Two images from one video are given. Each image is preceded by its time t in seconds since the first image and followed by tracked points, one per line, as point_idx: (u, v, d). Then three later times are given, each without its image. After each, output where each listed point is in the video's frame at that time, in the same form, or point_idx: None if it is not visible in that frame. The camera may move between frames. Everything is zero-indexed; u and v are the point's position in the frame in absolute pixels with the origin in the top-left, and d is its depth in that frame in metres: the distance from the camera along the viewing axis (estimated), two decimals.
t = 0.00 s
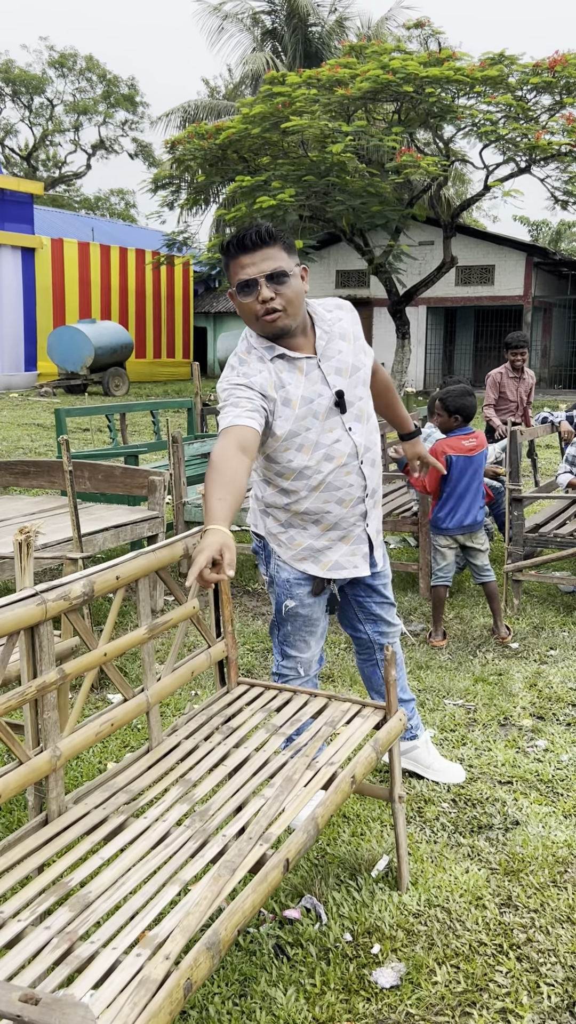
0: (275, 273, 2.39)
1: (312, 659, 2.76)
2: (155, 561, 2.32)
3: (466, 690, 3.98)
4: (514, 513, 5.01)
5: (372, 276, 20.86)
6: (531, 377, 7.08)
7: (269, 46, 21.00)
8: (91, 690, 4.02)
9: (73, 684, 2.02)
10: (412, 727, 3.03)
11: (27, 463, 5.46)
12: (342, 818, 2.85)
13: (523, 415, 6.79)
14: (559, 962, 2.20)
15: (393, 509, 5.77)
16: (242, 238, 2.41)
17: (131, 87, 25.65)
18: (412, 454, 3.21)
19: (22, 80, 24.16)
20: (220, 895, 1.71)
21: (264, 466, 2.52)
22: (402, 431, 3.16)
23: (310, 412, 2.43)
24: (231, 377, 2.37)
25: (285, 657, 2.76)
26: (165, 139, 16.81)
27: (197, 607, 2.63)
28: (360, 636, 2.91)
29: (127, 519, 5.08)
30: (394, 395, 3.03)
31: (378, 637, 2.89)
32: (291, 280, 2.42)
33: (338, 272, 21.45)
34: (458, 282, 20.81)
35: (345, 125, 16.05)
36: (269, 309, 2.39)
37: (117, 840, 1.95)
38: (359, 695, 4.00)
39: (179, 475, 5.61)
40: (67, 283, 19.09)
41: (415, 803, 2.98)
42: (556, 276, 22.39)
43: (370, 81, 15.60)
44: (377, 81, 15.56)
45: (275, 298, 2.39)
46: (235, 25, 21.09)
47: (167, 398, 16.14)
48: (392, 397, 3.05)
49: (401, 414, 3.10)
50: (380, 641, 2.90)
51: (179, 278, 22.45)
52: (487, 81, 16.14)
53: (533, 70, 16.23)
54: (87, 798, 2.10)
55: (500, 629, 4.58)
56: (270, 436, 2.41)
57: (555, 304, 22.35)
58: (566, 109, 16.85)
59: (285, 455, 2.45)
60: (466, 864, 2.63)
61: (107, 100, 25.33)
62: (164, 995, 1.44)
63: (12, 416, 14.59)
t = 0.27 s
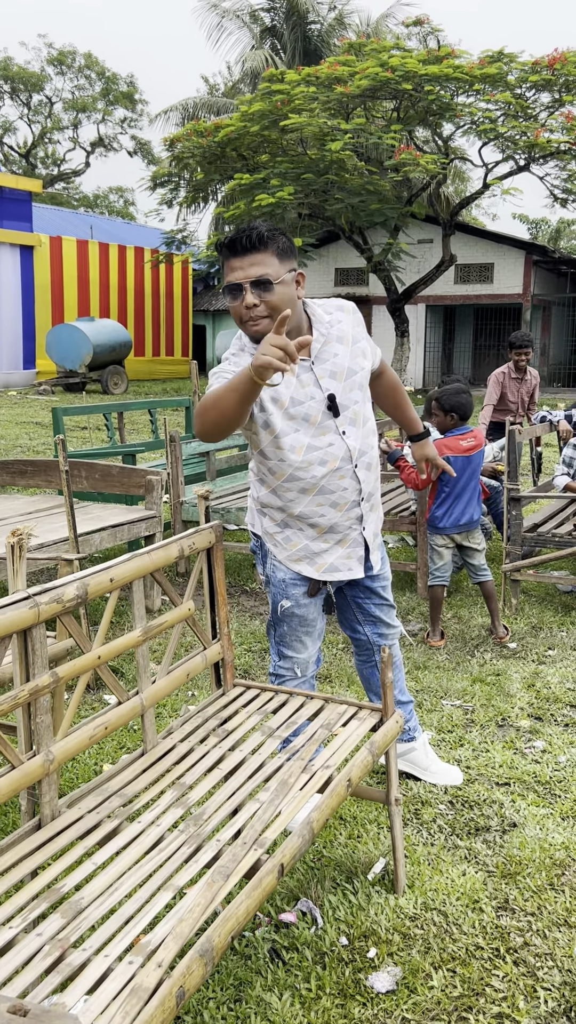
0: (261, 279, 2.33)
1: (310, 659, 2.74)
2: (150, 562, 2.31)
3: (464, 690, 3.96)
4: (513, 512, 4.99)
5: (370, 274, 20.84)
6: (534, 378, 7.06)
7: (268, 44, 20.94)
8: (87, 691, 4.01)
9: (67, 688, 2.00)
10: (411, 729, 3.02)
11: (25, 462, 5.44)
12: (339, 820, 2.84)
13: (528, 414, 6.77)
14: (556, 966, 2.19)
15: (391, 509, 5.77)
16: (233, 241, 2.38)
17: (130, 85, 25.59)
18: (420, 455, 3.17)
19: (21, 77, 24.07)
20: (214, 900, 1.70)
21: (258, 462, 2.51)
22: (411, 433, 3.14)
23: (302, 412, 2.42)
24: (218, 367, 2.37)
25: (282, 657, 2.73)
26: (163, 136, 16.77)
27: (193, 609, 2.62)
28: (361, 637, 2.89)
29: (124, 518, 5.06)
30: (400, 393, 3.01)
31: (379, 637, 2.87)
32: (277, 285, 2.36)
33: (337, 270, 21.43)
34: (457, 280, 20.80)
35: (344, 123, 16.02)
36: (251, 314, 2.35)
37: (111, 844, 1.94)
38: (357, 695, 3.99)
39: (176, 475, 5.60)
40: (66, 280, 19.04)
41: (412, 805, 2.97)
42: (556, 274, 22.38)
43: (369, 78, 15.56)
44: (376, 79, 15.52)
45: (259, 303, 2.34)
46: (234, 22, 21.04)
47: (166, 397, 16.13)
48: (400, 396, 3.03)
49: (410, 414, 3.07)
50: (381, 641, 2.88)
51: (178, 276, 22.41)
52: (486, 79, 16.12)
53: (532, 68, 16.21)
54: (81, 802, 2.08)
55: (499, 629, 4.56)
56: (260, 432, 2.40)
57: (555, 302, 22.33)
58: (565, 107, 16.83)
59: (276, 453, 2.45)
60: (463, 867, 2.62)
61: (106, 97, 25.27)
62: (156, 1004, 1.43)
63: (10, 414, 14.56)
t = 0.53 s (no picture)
0: (284, 264, 2.36)
1: (307, 659, 2.74)
2: (145, 563, 2.31)
3: (460, 690, 3.96)
4: (509, 512, 4.99)
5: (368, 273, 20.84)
6: (530, 377, 7.05)
7: (266, 43, 20.93)
8: (83, 691, 4.01)
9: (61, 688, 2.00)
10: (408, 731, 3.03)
11: (21, 461, 5.43)
12: (335, 821, 2.84)
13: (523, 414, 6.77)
14: (551, 967, 2.19)
15: (388, 509, 5.77)
16: (250, 230, 2.38)
17: (128, 83, 25.57)
18: (420, 467, 3.18)
19: (18, 75, 24.03)
20: (208, 902, 1.70)
21: (258, 450, 2.50)
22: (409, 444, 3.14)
23: (307, 402, 2.43)
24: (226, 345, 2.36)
25: (279, 658, 2.73)
26: (161, 135, 16.75)
27: (189, 609, 2.62)
28: (358, 638, 2.89)
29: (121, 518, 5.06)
30: (396, 398, 3.00)
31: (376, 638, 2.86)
32: (298, 272, 2.39)
33: (335, 269, 21.43)
34: (454, 280, 20.80)
35: (342, 122, 16.02)
36: (275, 300, 2.35)
37: (106, 845, 1.94)
38: (354, 695, 3.99)
39: (173, 474, 5.60)
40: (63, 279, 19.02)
41: (408, 805, 2.97)
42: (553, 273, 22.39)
43: (367, 78, 15.56)
44: (373, 78, 15.52)
45: (283, 289, 2.36)
46: (232, 20, 21.01)
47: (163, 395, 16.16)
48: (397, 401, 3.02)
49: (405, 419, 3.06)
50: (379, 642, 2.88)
51: (176, 275, 22.40)
52: (483, 78, 16.12)
53: (529, 67, 16.22)
54: (77, 803, 2.08)
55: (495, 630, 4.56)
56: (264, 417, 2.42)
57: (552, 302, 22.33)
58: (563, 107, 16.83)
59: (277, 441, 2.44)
60: (458, 867, 2.62)
61: (104, 96, 25.24)
62: (149, 1005, 1.43)
63: (7, 413, 14.55)
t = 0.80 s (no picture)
0: (290, 259, 2.41)
1: (300, 657, 2.74)
2: (138, 562, 2.31)
3: (455, 689, 3.97)
4: (504, 511, 5.00)
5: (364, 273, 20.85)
6: (520, 379, 7.06)
7: (262, 43, 20.93)
8: (78, 690, 4.00)
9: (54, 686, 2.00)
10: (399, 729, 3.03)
11: (16, 460, 5.42)
12: (329, 818, 2.85)
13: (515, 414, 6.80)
14: (543, 963, 2.20)
15: (383, 508, 5.78)
16: (260, 224, 2.44)
17: (124, 83, 25.55)
18: (397, 472, 3.20)
19: (14, 74, 24.00)
20: (199, 900, 1.71)
21: (255, 455, 2.49)
22: (394, 446, 3.16)
23: (307, 404, 2.44)
24: (229, 347, 2.39)
25: (272, 655, 2.73)
26: (157, 135, 16.76)
27: (182, 608, 2.62)
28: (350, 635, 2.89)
29: (115, 517, 5.05)
30: (387, 402, 3.02)
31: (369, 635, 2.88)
32: (304, 269, 2.45)
33: (331, 269, 21.44)
34: (451, 279, 20.82)
35: (338, 122, 16.04)
36: (280, 292, 2.40)
37: (98, 842, 1.95)
38: (348, 694, 3.99)
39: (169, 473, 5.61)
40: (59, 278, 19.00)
41: (402, 804, 2.97)
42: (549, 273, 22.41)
43: (363, 78, 15.57)
44: (369, 78, 15.55)
45: (288, 283, 2.41)
46: (229, 20, 21.01)
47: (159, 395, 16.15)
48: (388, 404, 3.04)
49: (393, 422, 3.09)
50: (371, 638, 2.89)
51: (172, 275, 22.40)
52: (479, 78, 16.14)
53: (525, 67, 16.25)
54: (69, 801, 2.08)
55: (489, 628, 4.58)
56: (263, 420, 2.41)
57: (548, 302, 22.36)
58: (559, 107, 16.87)
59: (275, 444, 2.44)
60: (452, 864, 2.63)
61: (100, 96, 25.22)
62: (141, 1000, 1.44)
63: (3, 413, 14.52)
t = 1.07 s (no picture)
0: (281, 261, 2.38)
1: (294, 655, 2.75)
2: (132, 561, 2.31)
3: (449, 688, 3.98)
4: (499, 512, 5.00)
5: (360, 273, 20.88)
6: (512, 381, 7.08)
7: (258, 43, 20.93)
8: (72, 690, 4.00)
9: (48, 685, 2.01)
10: (393, 727, 3.04)
11: (10, 461, 5.41)
12: (323, 817, 2.86)
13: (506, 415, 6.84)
14: (536, 961, 2.21)
15: (377, 508, 5.79)
16: (262, 221, 2.42)
17: (120, 84, 25.54)
18: (408, 471, 3.20)
19: (9, 75, 23.96)
20: (193, 898, 1.71)
21: (249, 446, 2.50)
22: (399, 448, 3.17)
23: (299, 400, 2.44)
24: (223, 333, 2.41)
25: (267, 653, 2.74)
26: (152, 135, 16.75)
27: (176, 607, 2.63)
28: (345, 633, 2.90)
29: (110, 518, 5.05)
30: (386, 400, 3.02)
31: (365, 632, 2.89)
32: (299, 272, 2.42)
33: (327, 269, 21.46)
34: (446, 280, 20.86)
35: (333, 123, 16.06)
36: (261, 292, 2.38)
37: (92, 842, 1.95)
38: (342, 693, 4.00)
39: (164, 473, 5.61)
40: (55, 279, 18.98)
41: (396, 802, 2.98)
42: (544, 274, 22.47)
43: (358, 78, 15.56)
44: (364, 79, 15.58)
45: (273, 286, 2.39)
46: (224, 20, 20.99)
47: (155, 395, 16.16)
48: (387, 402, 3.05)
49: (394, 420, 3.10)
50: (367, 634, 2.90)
51: (168, 275, 22.39)
52: (474, 79, 16.18)
53: (520, 68, 16.29)
54: (63, 799, 2.08)
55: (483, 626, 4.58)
56: (260, 409, 2.41)
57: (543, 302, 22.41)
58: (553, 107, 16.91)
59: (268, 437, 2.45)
60: (445, 863, 2.64)
61: (95, 96, 25.21)
62: (134, 997, 1.45)
63: None
